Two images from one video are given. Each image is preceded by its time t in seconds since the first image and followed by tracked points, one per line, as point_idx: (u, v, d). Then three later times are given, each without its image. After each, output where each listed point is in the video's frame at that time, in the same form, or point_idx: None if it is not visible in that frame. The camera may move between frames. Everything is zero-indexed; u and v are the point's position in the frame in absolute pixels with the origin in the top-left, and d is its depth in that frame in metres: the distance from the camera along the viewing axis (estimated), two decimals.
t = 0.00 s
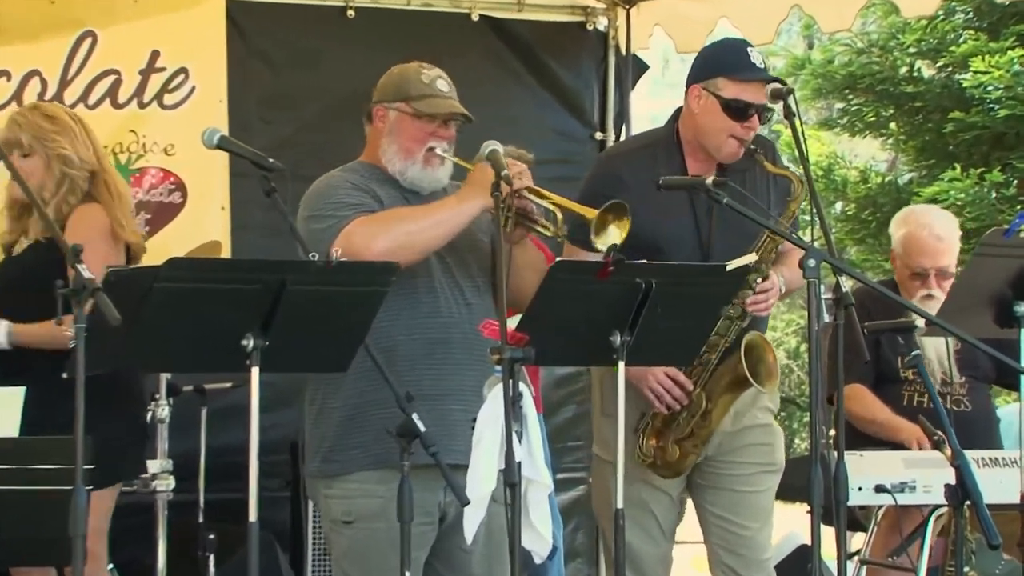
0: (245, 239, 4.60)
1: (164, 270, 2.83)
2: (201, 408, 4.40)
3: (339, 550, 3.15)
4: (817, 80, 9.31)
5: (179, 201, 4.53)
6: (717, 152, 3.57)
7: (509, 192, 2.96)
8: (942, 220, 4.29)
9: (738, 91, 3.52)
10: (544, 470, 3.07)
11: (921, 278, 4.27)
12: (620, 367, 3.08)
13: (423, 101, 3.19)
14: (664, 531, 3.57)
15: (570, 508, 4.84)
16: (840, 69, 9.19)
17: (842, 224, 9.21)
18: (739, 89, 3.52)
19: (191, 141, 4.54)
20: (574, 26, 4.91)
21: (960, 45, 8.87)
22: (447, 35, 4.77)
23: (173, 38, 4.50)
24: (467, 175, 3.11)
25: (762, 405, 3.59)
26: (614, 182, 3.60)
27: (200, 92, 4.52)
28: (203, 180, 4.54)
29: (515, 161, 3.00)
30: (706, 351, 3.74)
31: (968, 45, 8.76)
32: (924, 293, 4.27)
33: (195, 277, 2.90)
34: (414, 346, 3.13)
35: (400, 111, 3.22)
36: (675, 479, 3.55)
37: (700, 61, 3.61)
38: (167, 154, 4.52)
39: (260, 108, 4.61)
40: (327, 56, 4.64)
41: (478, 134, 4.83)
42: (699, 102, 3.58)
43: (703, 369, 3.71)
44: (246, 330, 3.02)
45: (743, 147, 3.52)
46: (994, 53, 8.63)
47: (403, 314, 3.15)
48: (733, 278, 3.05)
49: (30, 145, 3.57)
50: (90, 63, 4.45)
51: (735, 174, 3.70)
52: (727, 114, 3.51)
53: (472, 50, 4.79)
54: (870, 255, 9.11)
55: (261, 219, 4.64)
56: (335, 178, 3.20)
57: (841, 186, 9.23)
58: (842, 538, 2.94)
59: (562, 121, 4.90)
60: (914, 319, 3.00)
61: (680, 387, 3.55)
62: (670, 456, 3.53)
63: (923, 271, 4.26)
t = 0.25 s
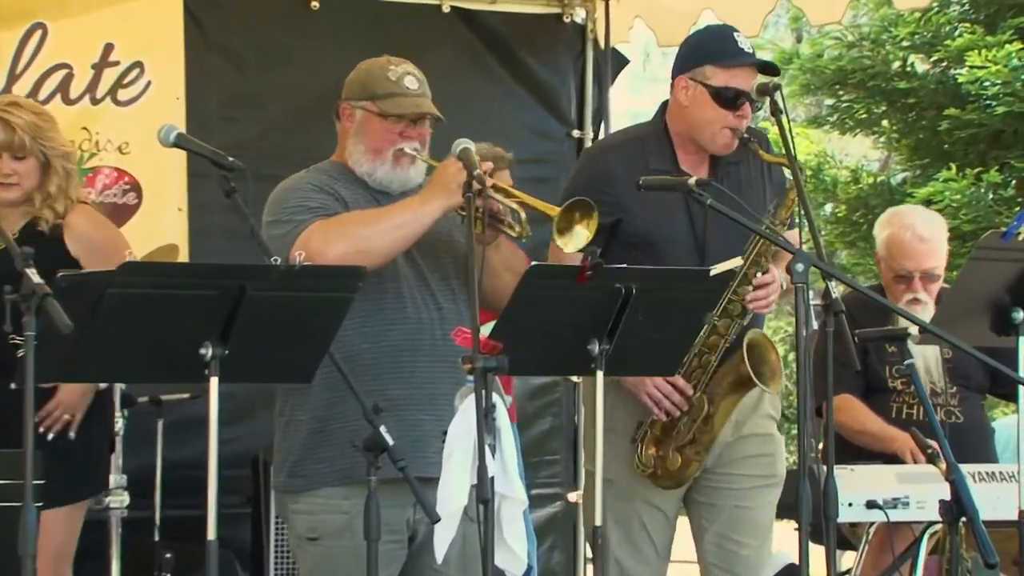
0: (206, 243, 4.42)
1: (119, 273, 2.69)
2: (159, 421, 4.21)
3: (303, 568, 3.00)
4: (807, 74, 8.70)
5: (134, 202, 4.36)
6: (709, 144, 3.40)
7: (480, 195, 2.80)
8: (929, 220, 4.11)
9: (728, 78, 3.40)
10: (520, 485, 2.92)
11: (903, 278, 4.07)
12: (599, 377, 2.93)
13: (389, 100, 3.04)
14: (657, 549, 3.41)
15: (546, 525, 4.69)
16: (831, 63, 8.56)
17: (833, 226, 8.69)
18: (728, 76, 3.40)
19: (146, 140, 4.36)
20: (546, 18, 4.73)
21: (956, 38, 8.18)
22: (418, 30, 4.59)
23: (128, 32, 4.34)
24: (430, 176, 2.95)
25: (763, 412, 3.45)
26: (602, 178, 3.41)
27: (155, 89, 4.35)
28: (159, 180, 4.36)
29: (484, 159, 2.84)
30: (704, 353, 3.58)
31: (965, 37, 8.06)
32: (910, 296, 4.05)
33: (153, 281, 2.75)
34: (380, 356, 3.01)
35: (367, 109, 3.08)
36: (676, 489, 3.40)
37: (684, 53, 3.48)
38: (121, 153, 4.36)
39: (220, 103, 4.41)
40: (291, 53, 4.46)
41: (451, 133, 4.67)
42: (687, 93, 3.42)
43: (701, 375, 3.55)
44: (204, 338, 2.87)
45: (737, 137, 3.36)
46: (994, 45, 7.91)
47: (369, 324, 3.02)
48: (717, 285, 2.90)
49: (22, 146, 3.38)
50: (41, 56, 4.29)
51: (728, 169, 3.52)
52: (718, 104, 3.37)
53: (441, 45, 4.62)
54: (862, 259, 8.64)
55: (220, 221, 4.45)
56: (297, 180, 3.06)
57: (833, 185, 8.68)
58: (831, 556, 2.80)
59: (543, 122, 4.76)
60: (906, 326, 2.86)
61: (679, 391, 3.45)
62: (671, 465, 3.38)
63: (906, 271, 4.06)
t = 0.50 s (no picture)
0: (166, 243, 4.21)
1: (72, 277, 2.55)
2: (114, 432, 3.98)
3: None
4: (796, 69, 8.52)
5: (90, 202, 4.16)
6: (697, 138, 3.26)
7: (453, 195, 2.66)
8: (925, 215, 3.85)
9: (716, 69, 3.27)
10: (496, 500, 2.79)
11: (880, 271, 3.84)
12: (578, 386, 2.80)
13: (359, 99, 2.91)
14: (649, 568, 3.26)
15: (523, 541, 4.52)
16: (821, 58, 8.41)
17: (821, 227, 8.54)
18: (716, 68, 3.26)
19: (99, 137, 4.17)
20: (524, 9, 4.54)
21: (950, 32, 8.02)
22: (386, 23, 4.39)
23: (83, 25, 4.17)
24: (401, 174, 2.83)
25: (761, 421, 3.32)
26: (585, 174, 3.28)
27: (111, 84, 4.17)
28: (115, 179, 4.16)
29: (455, 160, 2.70)
30: (701, 359, 3.47)
31: (959, 32, 7.88)
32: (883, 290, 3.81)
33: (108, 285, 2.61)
34: (350, 366, 2.88)
35: (337, 107, 2.95)
36: (673, 503, 3.26)
37: (669, 44, 3.34)
38: (76, 151, 4.16)
39: (183, 98, 4.20)
40: (252, 46, 4.26)
41: (425, 130, 4.49)
42: (674, 86, 3.29)
43: (697, 382, 3.44)
44: (163, 346, 2.73)
45: (727, 131, 3.22)
46: (990, 40, 7.74)
47: (338, 332, 2.89)
48: (700, 290, 2.77)
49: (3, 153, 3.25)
50: None
51: (718, 166, 3.38)
52: (706, 97, 3.24)
53: (409, 35, 4.42)
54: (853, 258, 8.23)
55: (180, 220, 4.24)
56: (263, 181, 2.93)
57: (821, 185, 8.56)
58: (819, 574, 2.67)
59: (518, 117, 4.55)
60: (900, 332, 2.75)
61: (674, 400, 3.30)
62: (668, 477, 3.24)
63: (880, 260, 3.83)
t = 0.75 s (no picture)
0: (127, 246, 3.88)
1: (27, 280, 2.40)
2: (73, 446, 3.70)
3: None
4: (786, 64, 7.77)
5: (48, 202, 3.86)
6: (688, 135, 3.14)
7: (430, 195, 2.53)
8: (926, 214, 3.61)
9: (706, 64, 3.14)
10: (473, 515, 2.66)
11: (872, 265, 3.60)
12: (560, 396, 2.67)
13: (332, 95, 2.78)
14: None
15: (501, 558, 4.19)
16: (812, 51, 7.61)
17: (815, 230, 7.75)
18: (707, 62, 3.14)
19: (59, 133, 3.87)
20: None
21: (950, 24, 7.28)
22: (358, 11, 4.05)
23: (41, 12, 3.85)
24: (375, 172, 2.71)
25: (755, 433, 3.20)
26: (572, 172, 3.15)
27: (71, 76, 3.84)
28: (72, 179, 3.86)
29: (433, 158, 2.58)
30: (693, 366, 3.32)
31: (958, 25, 7.18)
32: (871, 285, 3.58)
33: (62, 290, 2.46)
34: (323, 375, 2.75)
35: (308, 104, 2.82)
36: (664, 519, 3.14)
37: (657, 38, 3.21)
38: (32, 149, 3.85)
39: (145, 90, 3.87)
40: (216, 35, 3.92)
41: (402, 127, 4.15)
42: (662, 82, 3.16)
43: (689, 393, 3.28)
44: (125, 354, 2.59)
45: (718, 128, 3.10)
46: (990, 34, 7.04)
47: (309, 339, 2.75)
48: (689, 296, 2.64)
49: None
50: None
51: (709, 166, 3.26)
52: (697, 93, 3.11)
53: (380, 29, 4.07)
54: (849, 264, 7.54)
55: (141, 223, 3.91)
56: (231, 181, 2.80)
57: (815, 185, 7.75)
58: None
59: (496, 114, 4.19)
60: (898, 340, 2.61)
61: (665, 412, 3.18)
62: (660, 491, 3.11)
63: (871, 253, 3.60)
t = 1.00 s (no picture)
0: (98, 251, 3.76)
1: None
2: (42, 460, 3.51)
3: None
4: (783, 61, 6.91)
5: (14, 205, 3.71)
6: (680, 136, 3.03)
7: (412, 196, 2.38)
8: (934, 215, 3.50)
9: (699, 60, 3.03)
10: (457, 531, 2.54)
11: (876, 265, 3.50)
12: (548, 407, 2.56)
13: (310, 91, 2.69)
14: None
15: None
16: (811, 47, 6.78)
17: (812, 234, 6.91)
18: (699, 58, 3.03)
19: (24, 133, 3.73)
20: None
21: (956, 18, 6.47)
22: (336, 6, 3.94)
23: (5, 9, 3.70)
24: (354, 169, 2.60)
25: (754, 445, 3.09)
26: (558, 174, 3.05)
27: (36, 73, 3.70)
28: (39, 180, 3.71)
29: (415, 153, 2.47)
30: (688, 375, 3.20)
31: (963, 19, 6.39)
32: (876, 286, 3.47)
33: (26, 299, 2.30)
34: (301, 383, 2.64)
35: (286, 100, 2.73)
36: (660, 534, 3.04)
37: (647, 34, 3.11)
38: None
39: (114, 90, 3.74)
40: (190, 32, 3.80)
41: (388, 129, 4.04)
42: (652, 79, 3.06)
43: (684, 403, 3.17)
44: (94, 362, 2.43)
45: (710, 126, 2.99)
46: (997, 29, 6.32)
47: (287, 346, 2.65)
48: (682, 302, 2.53)
49: None
50: None
51: (701, 168, 3.15)
52: (689, 90, 3.01)
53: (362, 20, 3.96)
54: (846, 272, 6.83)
55: (112, 227, 3.78)
56: (205, 183, 2.69)
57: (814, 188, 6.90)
58: None
59: (482, 113, 4.08)
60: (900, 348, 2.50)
61: (658, 424, 3.07)
62: (655, 506, 3.02)
63: (876, 253, 3.49)
